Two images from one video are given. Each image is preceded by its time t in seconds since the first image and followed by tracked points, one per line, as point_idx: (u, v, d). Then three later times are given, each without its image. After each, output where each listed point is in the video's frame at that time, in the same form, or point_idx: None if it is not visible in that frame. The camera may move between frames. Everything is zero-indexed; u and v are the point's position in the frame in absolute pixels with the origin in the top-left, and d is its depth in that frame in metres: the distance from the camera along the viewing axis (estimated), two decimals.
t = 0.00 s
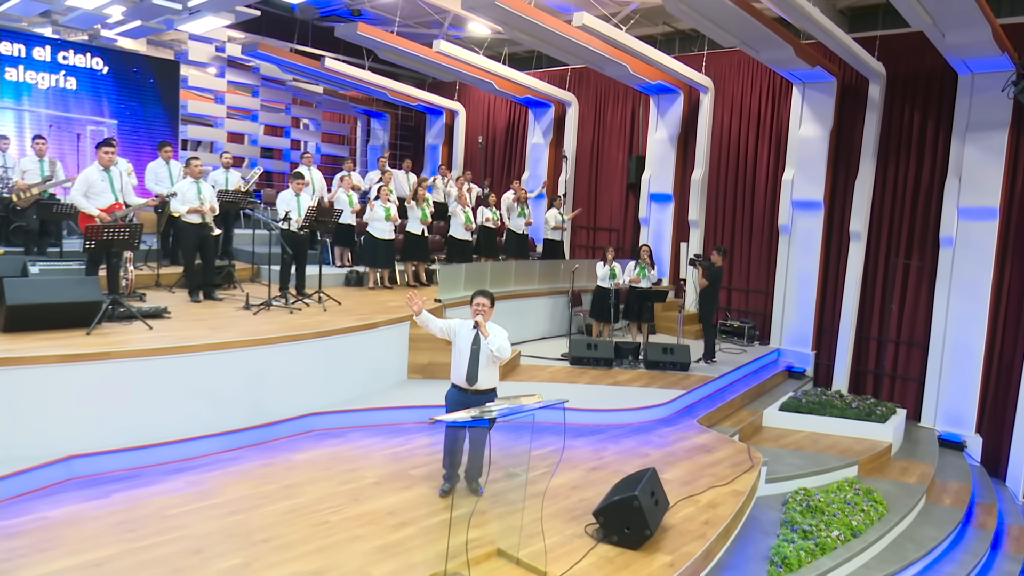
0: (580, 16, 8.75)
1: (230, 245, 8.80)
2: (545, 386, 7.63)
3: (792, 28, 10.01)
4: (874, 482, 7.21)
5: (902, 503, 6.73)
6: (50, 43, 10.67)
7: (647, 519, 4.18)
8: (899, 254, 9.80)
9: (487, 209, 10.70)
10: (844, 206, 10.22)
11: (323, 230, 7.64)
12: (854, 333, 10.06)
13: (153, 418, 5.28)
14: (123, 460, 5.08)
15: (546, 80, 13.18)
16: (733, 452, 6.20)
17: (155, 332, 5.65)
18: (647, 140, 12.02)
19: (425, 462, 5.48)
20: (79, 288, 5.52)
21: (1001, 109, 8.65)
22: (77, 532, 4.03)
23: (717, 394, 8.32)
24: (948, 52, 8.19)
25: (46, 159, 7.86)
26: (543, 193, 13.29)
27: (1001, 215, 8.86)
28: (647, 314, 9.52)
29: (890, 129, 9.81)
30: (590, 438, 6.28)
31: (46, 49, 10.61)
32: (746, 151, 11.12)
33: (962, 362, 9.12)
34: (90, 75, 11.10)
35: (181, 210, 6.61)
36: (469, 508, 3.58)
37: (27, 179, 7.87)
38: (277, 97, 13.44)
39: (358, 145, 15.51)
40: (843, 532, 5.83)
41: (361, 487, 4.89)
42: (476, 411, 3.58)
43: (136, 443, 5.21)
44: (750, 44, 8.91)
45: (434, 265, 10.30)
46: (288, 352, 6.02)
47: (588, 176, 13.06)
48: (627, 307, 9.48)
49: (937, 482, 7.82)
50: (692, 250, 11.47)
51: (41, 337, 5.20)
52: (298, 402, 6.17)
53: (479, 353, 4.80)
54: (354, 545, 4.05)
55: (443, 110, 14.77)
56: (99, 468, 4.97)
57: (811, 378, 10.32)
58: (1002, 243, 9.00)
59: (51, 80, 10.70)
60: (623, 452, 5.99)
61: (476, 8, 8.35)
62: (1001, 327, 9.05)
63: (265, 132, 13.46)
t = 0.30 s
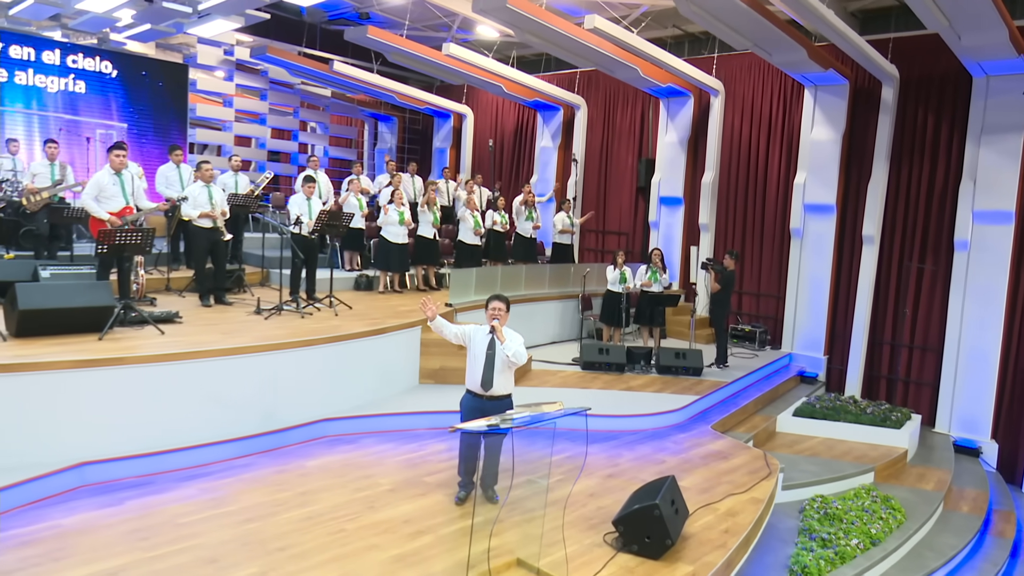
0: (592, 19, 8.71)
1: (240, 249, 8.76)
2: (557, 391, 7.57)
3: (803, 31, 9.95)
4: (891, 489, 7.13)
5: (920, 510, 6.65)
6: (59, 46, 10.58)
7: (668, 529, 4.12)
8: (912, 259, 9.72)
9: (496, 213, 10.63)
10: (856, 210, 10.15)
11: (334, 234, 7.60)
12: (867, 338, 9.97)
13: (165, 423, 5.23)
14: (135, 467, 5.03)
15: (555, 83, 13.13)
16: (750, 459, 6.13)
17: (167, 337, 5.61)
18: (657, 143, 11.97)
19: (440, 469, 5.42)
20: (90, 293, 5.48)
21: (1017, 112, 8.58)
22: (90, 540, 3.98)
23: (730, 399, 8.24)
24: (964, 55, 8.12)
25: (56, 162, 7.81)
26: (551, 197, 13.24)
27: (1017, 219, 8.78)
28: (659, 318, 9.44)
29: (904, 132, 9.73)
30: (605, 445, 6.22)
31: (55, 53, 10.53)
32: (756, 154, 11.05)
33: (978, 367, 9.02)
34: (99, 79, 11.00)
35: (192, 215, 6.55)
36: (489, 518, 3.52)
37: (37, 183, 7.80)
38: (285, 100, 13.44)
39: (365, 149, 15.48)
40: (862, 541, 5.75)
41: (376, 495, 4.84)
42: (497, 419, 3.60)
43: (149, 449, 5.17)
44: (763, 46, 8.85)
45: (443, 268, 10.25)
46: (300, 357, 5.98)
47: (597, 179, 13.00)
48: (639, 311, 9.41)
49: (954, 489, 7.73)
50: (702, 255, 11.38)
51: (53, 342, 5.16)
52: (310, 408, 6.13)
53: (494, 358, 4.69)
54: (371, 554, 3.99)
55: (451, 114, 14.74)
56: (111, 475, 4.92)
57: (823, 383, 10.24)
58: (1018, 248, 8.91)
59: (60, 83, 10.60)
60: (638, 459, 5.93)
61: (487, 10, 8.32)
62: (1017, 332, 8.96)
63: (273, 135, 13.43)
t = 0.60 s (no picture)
0: (603, 23, 8.68)
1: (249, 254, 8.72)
2: (569, 398, 7.51)
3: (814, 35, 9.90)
4: (907, 497, 7.05)
5: (938, 519, 6.57)
6: (68, 51, 10.55)
7: (689, 539, 4.05)
8: (925, 264, 9.64)
9: (504, 218, 10.57)
10: (868, 215, 10.08)
11: (345, 240, 7.56)
12: (879, 344, 9.88)
13: (177, 431, 5.18)
14: (147, 475, 4.97)
15: (563, 87, 13.10)
16: (766, 467, 6.06)
17: (179, 343, 5.56)
18: (666, 148, 11.92)
19: (454, 477, 5.36)
20: (101, 299, 5.43)
21: None
22: (103, 550, 3.92)
23: (742, 406, 8.17)
24: (978, 59, 8.06)
25: (66, 167, 7.78)
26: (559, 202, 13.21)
27: None
28: (670, 324, 9.35)
29: (916, 137, 9.67)
30: (619, 453, 6.16)
31: (65, 58, 10.50)
32: (767, 159, 10.99)
33: (992, 374, 8.93)
34: (109, 83, 10.92)
35: (203, 220, 6.51)
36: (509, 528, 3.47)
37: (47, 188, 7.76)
38: (292, 104, 13.45)
39: (373, 153, 15.46)
40: (881, 550, 5.67)
41: (391, 504, 4.78)
42: (520, 428, 3.66)
43: (161, 457, 5.11)
44: (775, 50, 8.79)
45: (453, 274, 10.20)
46: (312, 363, 5.92)
47: (605, 184, 12.95)
48: (650, 317, 9.35)
49: (970, 497, 7.64)
50: (712, 260, 11.31)
51: (64, 348, 5.11)
52: (322, 415, 6.07)
53: (509, 364, 4.57)
54: (388, 565, 3.93)
55: (458, 119, 14.71)
56: (123, 483, 4.88)
57: (835, 390, 10.16)
58: None
59: (70, 88, 10.57)
60: (653, 467, 5.87)
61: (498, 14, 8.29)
62: None
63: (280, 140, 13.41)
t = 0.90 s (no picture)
0: (615, 27, 8.64)
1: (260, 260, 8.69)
2: (582, 405, 7.44)
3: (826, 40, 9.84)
4: (925, 506, 6.96)
5: (957, 529, 6.48)
6: (78, 56, 10.58)
7: (712, 550, 4.00)
8: (940, 269, 9.55)
9: (515, 223, 10.51)
10: (882, 219, 10.01)
11: (357, 246, 7.52)
12: (894, 350, 9.79)
13: (190, 439, 5.13)
14: (160, 483, 4.92)
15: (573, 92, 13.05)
16: (784, 475, 5.99)
17: (192, 349, 5.52)
18: (677, 153, 11.86)
19: (469, 486, 5.30)
20: (114, 305, 5.39)
21: None
22: (118, 560, 3.87)
23: (757, 413, 8.09)
24: (994, 63, 7.99)
25: (78, 173, 7.75)
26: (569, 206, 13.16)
27: None
28: (683, 330, 9.29)
29: (930, 141, 9.60)
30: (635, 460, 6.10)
31: (74, 63, 10.53)
32: (779, 163, 10.92)
33: (1009, 380, 8.84)
34: (118, 89, 10.93)
35: (215, 225, 6.47)
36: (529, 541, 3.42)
37: (59, 193, 7.74)
38: (301, 109, 13.42)
39: (381, 158, 15.44)
40: (902, 561, 5.58)
41: (406, 513, 4.73)
42: (542, 438, 3.67)
43: (174, 465, 5.06)
44: (788, 54, 8.74)
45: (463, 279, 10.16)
46: (326, 370, 5.87)
47: (615, 190, 12.91)
48: (662, 323, 9.28)
49: (989, 506, 7.55)
50: (723, 266, 11.24)
51: (78, 355, 5.07)
52: (335, 422, 6.02)
53: (527, 372, 4.48)
54: None
55: (467, 123, 14.68)
56: (136, 491, 4.81)
57: (849, 397, 10.08)
58: None
59: (79, 93, 10.58)
60: (669, 475, 5.80)
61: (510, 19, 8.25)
62: None
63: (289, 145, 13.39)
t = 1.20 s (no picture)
0: (625, 34, 8.63)
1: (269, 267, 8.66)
2: (593, 413, 7.38)
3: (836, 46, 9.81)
4: (941, 516, 6.89)
5: (975, 540, 6.41)
6: (86, 63, 10.57)
7: (734, 563, 3.93)
8: (952, 276, 9.49)
9: (524, 230, 10.48)
10: (893, 226, 9.96)
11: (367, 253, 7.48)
12: (905, 358, 9.71)
13: (202, 448, 5.08)
14: (173, 494, 4.87)
15: (580, 99, 13.03)
16: (800, 485, 5.92)
17: (203, 358, 5.47)
18: (685, 160, 11.83)
19: (483, 496, 5.25)
20: (124, 313, 5.35)
21: None
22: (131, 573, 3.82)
23: (769, 422, 8.02)
24: (1007, 69, 7.95)
25: (87, 180, 7.72)
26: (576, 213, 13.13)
27: None
28: (694, 338, 9.25)
29: (941, 148, 9.55)
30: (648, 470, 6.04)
31: (83, 70, 10.52)
32: (788, 169, 10.87)
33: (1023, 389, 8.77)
34: (126, 95, 10.92)
35: (226, 233, 6.44)
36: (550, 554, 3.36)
37: (68, 201, 7.70)
38: (308, 116, 13.41)
39: (387, 165, 15.42)
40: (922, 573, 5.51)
41: (421, 524, 4.68)
42: (564, 450, 3.63)
43: (186, 475, 5.01)
44: (799, 61, 8.71)
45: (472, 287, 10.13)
46: (337, 379, 5.83)
47: (622, 197, 12.87)
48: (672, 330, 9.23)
49: (1004, 516, 7.47)
50: (732, 273, 11.18)
51: (89, 364, 5.03)
52: (347, 431, 5.97)
53: (543, 382, 4.40)
54: None
55: (474, 130, 14.67)
56: (148, 502, 4.76)
57: (860, 405, 10.00)
58: None
59: (87, 100, 10.57)
60: (684, 486, 5.74)
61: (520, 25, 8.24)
62: None
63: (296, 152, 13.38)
